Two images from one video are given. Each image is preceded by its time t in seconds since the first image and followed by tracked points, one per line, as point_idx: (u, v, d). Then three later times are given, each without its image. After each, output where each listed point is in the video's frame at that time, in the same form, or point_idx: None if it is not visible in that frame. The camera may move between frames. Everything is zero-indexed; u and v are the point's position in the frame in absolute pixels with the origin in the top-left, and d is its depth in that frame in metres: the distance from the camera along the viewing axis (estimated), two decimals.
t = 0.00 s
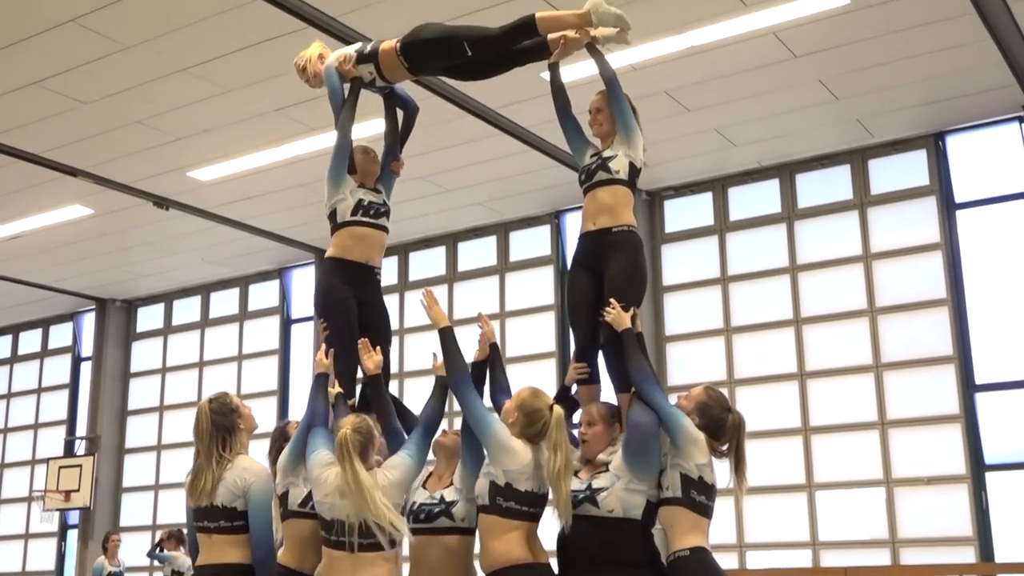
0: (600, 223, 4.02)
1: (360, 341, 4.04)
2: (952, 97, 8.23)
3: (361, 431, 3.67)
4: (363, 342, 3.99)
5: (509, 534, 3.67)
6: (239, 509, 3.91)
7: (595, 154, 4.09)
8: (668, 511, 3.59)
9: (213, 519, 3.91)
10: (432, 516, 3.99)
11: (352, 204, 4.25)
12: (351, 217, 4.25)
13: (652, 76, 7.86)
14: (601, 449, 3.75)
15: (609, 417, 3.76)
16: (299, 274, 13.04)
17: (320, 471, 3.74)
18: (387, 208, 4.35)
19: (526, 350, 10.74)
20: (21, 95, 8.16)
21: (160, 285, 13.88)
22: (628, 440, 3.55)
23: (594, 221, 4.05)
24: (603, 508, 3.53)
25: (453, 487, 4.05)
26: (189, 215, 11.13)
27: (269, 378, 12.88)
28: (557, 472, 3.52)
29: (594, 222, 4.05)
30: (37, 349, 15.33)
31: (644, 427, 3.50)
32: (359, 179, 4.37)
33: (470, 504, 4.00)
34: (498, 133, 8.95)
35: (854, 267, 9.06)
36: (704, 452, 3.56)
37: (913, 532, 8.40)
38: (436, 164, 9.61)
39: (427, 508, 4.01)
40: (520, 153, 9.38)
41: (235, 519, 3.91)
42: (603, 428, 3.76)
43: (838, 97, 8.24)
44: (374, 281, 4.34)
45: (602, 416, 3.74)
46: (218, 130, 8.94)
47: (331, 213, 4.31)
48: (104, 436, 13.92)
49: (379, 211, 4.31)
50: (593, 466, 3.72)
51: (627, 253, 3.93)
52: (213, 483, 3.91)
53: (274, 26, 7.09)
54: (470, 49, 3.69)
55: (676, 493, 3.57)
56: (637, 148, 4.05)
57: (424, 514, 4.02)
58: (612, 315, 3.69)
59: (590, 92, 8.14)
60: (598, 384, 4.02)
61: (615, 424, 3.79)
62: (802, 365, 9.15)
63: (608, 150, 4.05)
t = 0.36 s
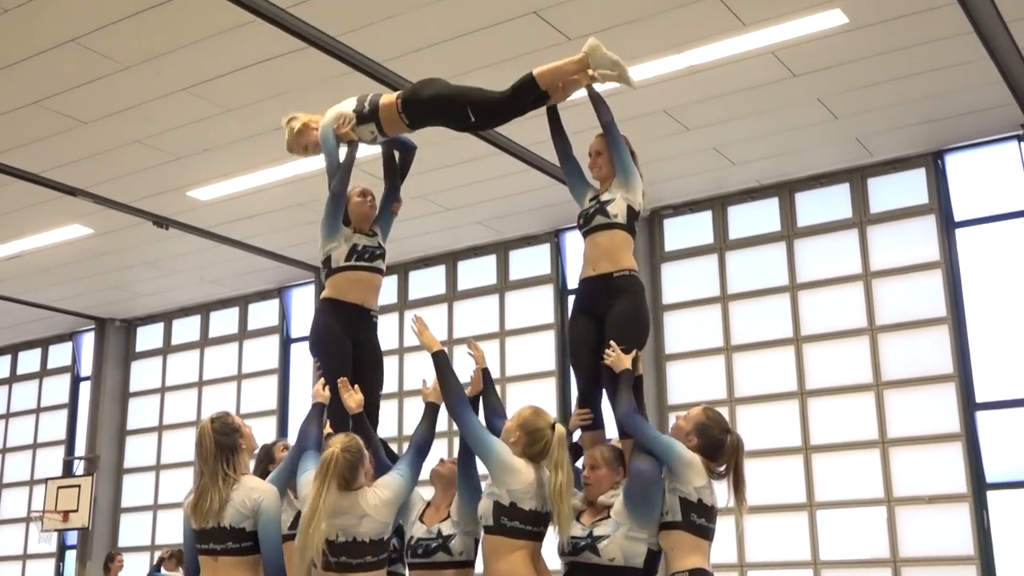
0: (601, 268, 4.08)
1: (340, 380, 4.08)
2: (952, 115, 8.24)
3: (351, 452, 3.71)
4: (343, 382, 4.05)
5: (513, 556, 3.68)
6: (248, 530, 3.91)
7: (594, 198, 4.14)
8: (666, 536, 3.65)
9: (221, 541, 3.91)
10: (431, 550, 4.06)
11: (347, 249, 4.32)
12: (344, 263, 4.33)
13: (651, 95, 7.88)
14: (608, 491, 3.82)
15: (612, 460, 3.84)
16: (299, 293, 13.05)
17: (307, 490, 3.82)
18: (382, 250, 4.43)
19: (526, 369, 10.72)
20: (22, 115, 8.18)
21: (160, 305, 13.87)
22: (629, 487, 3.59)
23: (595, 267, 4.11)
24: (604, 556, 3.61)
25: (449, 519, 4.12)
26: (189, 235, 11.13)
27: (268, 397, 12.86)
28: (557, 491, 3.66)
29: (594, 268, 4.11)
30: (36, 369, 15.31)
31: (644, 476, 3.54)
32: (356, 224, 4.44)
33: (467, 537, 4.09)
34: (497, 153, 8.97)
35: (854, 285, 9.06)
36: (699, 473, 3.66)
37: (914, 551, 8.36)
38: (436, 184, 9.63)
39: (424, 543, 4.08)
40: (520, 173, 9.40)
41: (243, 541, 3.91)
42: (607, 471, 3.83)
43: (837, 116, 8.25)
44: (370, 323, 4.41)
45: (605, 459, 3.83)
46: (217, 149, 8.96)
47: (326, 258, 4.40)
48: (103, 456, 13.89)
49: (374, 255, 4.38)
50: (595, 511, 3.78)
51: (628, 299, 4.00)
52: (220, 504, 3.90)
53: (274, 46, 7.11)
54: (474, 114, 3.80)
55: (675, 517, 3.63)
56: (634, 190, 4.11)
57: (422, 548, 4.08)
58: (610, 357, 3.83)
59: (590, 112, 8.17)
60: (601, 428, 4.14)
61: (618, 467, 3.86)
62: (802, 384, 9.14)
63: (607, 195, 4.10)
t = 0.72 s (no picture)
0: (614, 257, 4.02)
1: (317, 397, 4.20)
2: (951, 130, 8.25)
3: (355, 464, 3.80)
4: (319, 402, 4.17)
5: (517, 570, 3.67)
6: (248, 551, 3.98)
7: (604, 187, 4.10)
8: (683, 537, 3.72)
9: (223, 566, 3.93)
10: (406, 566, 4.26)
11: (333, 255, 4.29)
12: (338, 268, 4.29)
13: (649, 110, 7.90)
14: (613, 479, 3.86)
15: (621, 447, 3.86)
16: (298, 308, 13.03)
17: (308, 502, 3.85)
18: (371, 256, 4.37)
19: (526, 384, 10.71)
20: (21, 130, 8.19)
21: (159, 320, 13.85)
22: (632, 468, 3.65)
23: (607, 255, 4.05)
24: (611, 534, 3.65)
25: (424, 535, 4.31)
26: (188, 250, 11.13)
27: (267, 413, 12.84)
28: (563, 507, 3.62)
29: (607, 257, 4.05)
30: (35, 385, 15.29)
31: (647, 452, 3.61)
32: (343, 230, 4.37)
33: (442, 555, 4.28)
34: (496, 168, 8.98)
35: (853, 300, 9.06)
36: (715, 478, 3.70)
37: (914, 568, 8.34)
38: (435, 198, 9.63)
39: (399, 558, 4.27)
40: (519, 187, 9.41)
41: (244, 562, 3.97)
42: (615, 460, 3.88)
43: (835, 131, 8.27)
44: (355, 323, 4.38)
45: (613, 447, 3.85)
46: (216, 165, 8.97)
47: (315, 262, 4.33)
48: (101, 472, 13.86)
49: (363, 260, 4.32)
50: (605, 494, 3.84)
51: (642, 285, 3.92)
52: (217, 531, 3.90)
53: (273, 62, 7.13)
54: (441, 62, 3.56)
55: (691, 519, 3.70)
56: (643, 173, 4.07)
57: (396, 564, 4.28)
58: (622, 342, 3.77)
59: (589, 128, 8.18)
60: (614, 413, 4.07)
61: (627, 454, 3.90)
62: (802, 399, 9.12)
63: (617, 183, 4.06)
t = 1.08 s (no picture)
0: (627, 253, 4.06)
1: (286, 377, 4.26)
2: (952, 119, 8.25)
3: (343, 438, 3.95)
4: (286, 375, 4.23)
5: (500, 548, 3.75)
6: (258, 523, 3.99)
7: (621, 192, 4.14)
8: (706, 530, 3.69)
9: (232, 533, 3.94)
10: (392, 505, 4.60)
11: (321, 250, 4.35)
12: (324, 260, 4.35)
13: (650, 98, 7.90)
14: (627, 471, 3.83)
15: (633, 440, 3.82)
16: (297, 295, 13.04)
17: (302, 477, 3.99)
18: (355, 255, 4.48)
19: (525, 372, 10.73)
20: (20, 117, 8.18)
21: (158, 306, 13.85)
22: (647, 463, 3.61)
23: (619, 251, 4.09)
24: (620, 530, 3.62)
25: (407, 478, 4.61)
26: (187, 237, 11.13)
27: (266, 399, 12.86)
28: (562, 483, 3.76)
29: (619, 253, 4.09)
30: (34, 371, 15.30)
31: (661, 450, 3.59)
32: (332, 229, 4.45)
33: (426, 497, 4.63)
34: (495, 156, 8.98)
35: (852, 289, 9.08)
36: (731, 470, 3.65)
37: (913, 556, 8.38)
38: (436, 186, 9.63)
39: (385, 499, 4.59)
40: (520, 175, 9.41)
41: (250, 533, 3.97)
42: (626, 451, 3.82)
43: (835, 120, 8.27)
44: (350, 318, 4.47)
45: (625, 439, 3.81)
46: (215, 152, 8.96)
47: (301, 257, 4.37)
48: (100, 458, 13.89)
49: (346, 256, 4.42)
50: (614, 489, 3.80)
51: (653, 280, 3.96)
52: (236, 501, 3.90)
53: (273, 49, 7.12)
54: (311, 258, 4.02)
55: (710, 513, 3.67)
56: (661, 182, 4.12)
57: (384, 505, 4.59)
58: (634, 338, 3.77)
59: (589, 116, 8.18)
60: (622, 406, 4.09)
61: (638, 447, 3.84)
62: (801, 387, 9.15)
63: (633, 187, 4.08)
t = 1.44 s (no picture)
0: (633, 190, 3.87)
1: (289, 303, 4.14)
2: (955, 57, 8.20)
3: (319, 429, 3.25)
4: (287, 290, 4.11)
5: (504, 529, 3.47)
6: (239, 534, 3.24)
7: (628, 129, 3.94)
8: (720, 463, 3.57)
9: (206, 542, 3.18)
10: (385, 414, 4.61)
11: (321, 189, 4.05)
12: (320, 201, 4.09)
13: (653, 34, 7.83)
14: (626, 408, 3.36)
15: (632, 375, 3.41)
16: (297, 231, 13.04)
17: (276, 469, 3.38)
18: (355, 194, 4.19)
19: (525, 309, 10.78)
20: (18, 49, 8.12)
21: (158, 242, 13.85)
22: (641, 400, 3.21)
23: (626, 189, 3.90)
24: (617, 468, 3.21)
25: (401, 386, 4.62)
26: (186, 172, 11.11)
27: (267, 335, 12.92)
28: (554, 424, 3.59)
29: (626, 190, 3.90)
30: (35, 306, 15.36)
31: (656, 385, 3.20)
32: (333, 165, 4.15)
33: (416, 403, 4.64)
34: (496, 92, 8.93)
35: (852, 227, 9.09)
36: (748, 398, 3.51)
37: (907, 491, 8.48)
38: (436, 122, 9.58)
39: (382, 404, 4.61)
40: (519, 112, 9.36)
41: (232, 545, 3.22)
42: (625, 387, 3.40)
43: (838, 58, 8.23)
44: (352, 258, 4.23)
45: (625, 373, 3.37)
46: (215, 86, 8.91)
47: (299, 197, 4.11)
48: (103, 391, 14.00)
49: (345, 195, 4.14)
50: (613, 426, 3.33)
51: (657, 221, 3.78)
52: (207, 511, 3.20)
53: None
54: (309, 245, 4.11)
55: (727, 445, 3.54)
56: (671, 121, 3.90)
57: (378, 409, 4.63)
58: (640, 279, 3.56)
59: (591, 52, 8.12)
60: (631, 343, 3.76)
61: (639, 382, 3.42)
62: (799, 325, 9.20)
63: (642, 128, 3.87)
